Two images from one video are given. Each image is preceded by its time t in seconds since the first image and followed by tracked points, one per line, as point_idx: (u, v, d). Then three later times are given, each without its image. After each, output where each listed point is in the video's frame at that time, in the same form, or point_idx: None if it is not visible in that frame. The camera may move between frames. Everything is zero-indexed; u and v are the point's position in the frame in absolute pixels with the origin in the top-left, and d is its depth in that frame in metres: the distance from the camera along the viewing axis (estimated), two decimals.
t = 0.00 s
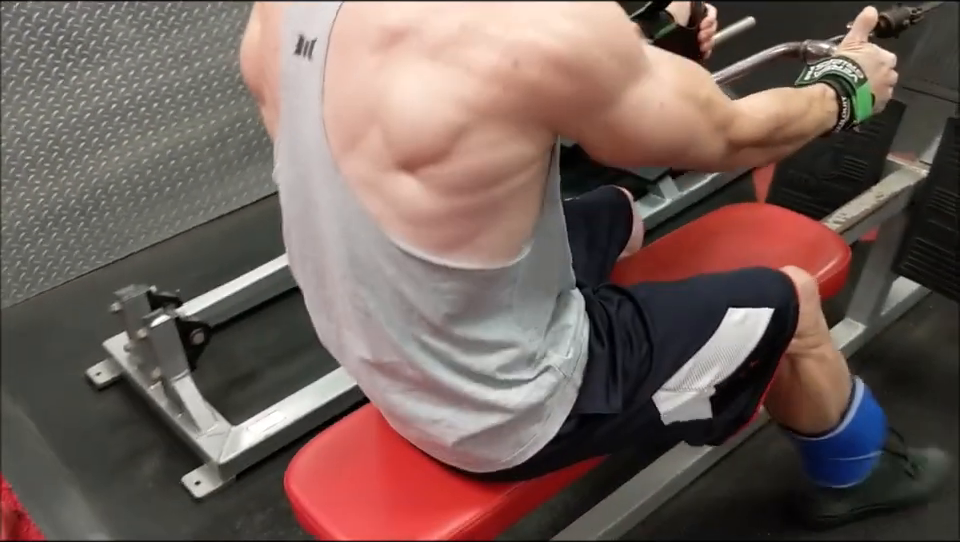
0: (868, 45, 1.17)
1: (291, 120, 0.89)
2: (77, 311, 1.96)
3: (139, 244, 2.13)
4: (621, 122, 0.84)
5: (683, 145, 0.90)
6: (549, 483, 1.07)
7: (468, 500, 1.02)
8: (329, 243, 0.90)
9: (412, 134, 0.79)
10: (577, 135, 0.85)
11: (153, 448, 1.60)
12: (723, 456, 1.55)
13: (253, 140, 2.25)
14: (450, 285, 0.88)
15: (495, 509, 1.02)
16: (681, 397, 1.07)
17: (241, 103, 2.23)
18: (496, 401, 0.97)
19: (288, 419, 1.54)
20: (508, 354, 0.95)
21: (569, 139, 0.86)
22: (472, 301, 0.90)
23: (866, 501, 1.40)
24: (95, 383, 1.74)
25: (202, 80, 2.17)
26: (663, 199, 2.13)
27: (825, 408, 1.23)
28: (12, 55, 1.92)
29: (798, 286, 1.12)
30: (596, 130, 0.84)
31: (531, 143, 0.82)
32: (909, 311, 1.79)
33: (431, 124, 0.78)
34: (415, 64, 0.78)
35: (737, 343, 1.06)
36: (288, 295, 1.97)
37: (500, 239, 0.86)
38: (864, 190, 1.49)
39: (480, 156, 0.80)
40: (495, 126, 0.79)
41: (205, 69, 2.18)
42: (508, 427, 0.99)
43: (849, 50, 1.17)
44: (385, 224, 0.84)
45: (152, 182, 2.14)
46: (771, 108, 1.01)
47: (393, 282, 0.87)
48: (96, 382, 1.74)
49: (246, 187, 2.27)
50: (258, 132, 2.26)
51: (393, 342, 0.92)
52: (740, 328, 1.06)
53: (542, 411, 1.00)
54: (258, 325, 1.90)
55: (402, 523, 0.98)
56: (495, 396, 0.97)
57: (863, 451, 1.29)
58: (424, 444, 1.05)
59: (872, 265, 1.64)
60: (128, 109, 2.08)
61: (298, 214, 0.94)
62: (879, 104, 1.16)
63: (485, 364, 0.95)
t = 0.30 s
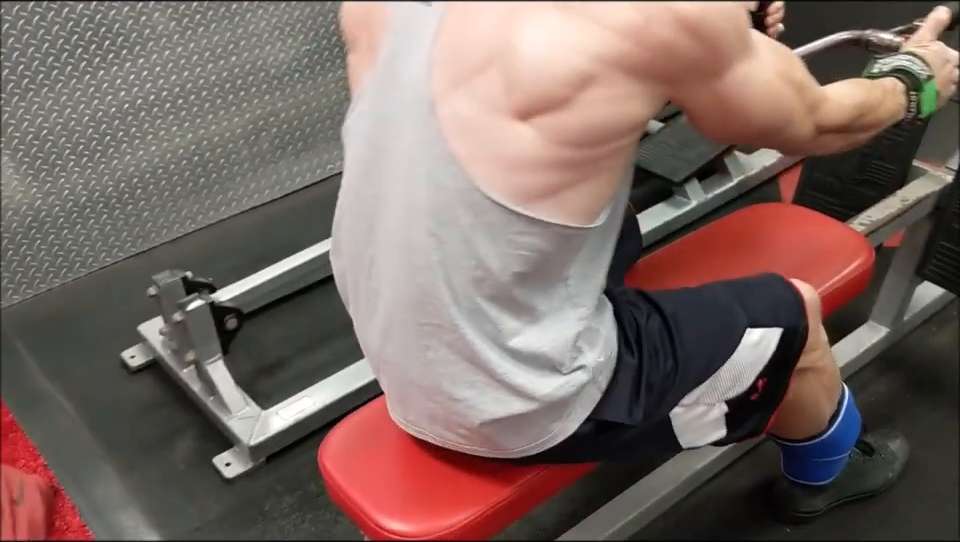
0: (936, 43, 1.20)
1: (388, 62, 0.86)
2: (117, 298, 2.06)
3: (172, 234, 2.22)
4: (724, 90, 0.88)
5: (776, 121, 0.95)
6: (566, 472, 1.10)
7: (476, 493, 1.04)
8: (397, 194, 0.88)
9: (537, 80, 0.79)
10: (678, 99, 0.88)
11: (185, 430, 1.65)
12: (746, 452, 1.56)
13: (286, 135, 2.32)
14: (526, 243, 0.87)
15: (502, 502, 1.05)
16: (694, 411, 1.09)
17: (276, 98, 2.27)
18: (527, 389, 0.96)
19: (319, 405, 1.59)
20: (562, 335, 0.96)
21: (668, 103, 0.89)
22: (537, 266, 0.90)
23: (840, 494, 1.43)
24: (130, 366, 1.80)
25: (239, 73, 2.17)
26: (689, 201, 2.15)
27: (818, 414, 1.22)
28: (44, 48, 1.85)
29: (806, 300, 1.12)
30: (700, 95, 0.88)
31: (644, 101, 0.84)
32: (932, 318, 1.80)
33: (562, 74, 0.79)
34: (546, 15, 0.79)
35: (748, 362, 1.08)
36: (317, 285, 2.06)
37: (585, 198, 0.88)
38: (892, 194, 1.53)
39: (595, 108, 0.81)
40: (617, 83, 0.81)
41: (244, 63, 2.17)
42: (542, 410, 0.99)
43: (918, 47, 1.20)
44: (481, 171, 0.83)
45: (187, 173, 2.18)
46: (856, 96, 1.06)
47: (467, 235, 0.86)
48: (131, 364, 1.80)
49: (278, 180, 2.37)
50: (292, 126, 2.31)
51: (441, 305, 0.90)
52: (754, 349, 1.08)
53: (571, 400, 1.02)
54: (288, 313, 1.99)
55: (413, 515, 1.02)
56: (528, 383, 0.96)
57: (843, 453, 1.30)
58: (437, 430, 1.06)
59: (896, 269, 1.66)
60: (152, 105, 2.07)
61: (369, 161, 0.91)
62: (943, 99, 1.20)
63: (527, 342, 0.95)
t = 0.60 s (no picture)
0: None
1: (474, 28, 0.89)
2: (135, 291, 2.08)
3: (189, 230, 2.24)
4: (799, 76, 0.96)
5: (840, 109, 1.03)
6: (593, 458, 1.13)
7: (507, 477, 1.07)
8: (459, 152, 0.91)
9: (628, 55, 0.84)
10: (754, 81, 0.94)
11: (207, 421, 1.68)
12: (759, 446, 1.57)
13: (301, 132, 2.34)
14: (584, 207, 0.91)
15: (532, 487, 1.07)
16: (711, 397, 1.11)
17: (292, 95, 2.29)
18: (548, 355, 0.98)
19: (339, 397, 1.63)
20: (599, 302, 1.01)
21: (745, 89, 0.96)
22: (587, 229, 0.93)
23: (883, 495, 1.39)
24: (151, 358, 1.82)
25: (255, 71, 2.20)
26: (702, 197, 2.17)
27: (852, 415, 1.25)
28: (65, 44, 1.86)
29: (817, 293, 1.14)
30: (776, 80, 0.95)
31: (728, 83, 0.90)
32: (943, 312, 1.83)
33: (653, 48, 0.84)
34: None
35: (762, 350, 1.09)
36: (333, 283, 2.09)
37: (650, 172, 0.92)
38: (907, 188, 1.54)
39: (681, 86, 0.86)
40: (703, 61, 0.86)
41: (260, 60, 2.20)
42: (562, 377, 1.01)
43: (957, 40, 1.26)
44: (561, 137, 0.87)
45: (205, 169, 2.20)
46: (906, 89, 1.15)
47: (526, 191, 0.89)
48: (153, 358, 1.82)
49: (292, 176, 2.39)
50: (306, 123, 2.33)
51: (485, 260, 0.92)
52: (766, 338, 1.09)
53: (590, 372, 1.04)
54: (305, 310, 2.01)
55: (447, 496, 1.04)
56: (548, 349, 0.98)
57: (884, 451, 1.32)
58: (453, 399, 1.07)
59: (910, 263, 1.68)
60: (183, 97, 2.10)
61: (434, 124, 0.95)
62: None
63: (565, 306, 0.98)
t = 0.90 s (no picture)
0: None
1: (506, 66, 0.98)
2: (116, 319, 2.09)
3: (170, 255, 2.24)
4: (821, 96, 1.09)
5: (859, 129, 1.18)
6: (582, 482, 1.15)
7: (500, 499, 1.10)
8: (493, 182, 0.98)
9: (666, 87, 0.93)
10: (776, 107, 1.05)
11: (193, 449, 1.71)
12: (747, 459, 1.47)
13: (282, 158, 2.35)
14: (617, 231, 0.99)
15: (522, 510, 1.10)
16: (716, 420, 1.16)
17: (273, 122, 2.30)
18: (578, 379, 1.04)
19: (325, 422, 1.68)
20: (627, 322, 1.08)
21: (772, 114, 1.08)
22: (617, 251, 1.01)
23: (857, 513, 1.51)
24: (134, 386, 1.85)
25: (236, 100, 2.21)
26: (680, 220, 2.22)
27: (831, 430, 1.38)
28: (47, 75, 1.86)
29: (809, 316, 1.21)
30: (799, 104, 1.08)
31: (759, 109, 1.01)
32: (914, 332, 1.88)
33: (687, 81, 0.93)
34: (672, 31, 0.91)
35: (765, 373, 1.15)
36: (317, 306, 2.11)
37: (685, 196, 1.01)
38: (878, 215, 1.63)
39: (714, 115, 0.96)
40: (732, 92, 0.96)
41: (241, 89, 2.21)
42: (590, 401, 1.06)
43: None
44: (603, 165, 0.95)
45: (185, 196, 2.19)
46: (917, 108, 1.28)
47: (561, 216, 0.97)
48: (136, 386, 1.85)
49: (273, 203, 2.42)
50: (288, 150, 2.35)
51: (519, 282, 0.99)
52: (769, 362, 1.15)
53: (613, 398, 1.08)
54: (291, 335, 2.03)
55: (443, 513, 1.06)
56: (575, 372, 1.04)
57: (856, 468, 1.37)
58: (476, 425, 1.11)
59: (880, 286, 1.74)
60: (166, 126, 2.12)
61: (466, 157, 1.02)
62: None
63: (598, 326, 1.05)
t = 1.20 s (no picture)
0: (947, 97, 1.44)
1: (511, 97, 1.07)
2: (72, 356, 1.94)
3: (139, 283, 2.21)
4: (816, 142, 1.15)
5: (845, 166, 1.23)
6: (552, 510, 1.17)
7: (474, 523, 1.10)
8: (490, 210, 1.04)
9: (669, 130, 1.02)
10: (773, 156, 1.14)
11: (155, 482, 1.69)
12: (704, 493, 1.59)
13: (246, 191, 2.36)
14: (607, 267, 1.04)
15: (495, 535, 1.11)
16: (679, 447, 1.16)
17: (239, 153, 2.30)
18: (551, 403, 1.07)
19: (290, 454, 1.67)
20: (610, 353, 1.13)
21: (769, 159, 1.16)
22: (606, 289, 1.06)
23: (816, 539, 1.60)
24: (95, 418, 1.83)
25: (202, 129, 2.21)
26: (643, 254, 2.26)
27: (788, 456, 1.33)
28: (12, 105, 1.86)
29: (769, 340, 1.23)
30: (796, 150, 1.15)
31: (756, 154, 1.09)
32: (869, 364, 1.94)
33: (691, 129, 1.02)
34: (678, 84, 1.03)
35: (727, 400, 1.16)
36: (282, 338, 2.11)
37: (678, 239, 1.08)
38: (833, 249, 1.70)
39: (714, 163, 1.05)
40: (732, 143, 1.05)
41: (207, 119, 2.21)
42: (562, 427, 1.08)
43: (932, 99, 1.43)
44: (603, 202, 1.02)
45: (150, 227, 2.20)
46: (899, 142, 1.33)
47: (555, 250, 1.02)
48: (96, 418, 1.83)
49: (238, 233, 2.39)
50: (252, 181, 2.36)
51: (511, 310, 1.03)
52: (730, 388, 1.17)
53: (585, 426, 1.10)
54: (255, 366, 2.02)
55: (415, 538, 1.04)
56: (553, 399, 1.07)
57: (817, 495, 1.40)
58: (449, 447, 1.11)
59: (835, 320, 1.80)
60: (128, 156, 2.10)
61: (465, 184, 1.08)
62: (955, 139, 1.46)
63: (582, 358, 1.10)
